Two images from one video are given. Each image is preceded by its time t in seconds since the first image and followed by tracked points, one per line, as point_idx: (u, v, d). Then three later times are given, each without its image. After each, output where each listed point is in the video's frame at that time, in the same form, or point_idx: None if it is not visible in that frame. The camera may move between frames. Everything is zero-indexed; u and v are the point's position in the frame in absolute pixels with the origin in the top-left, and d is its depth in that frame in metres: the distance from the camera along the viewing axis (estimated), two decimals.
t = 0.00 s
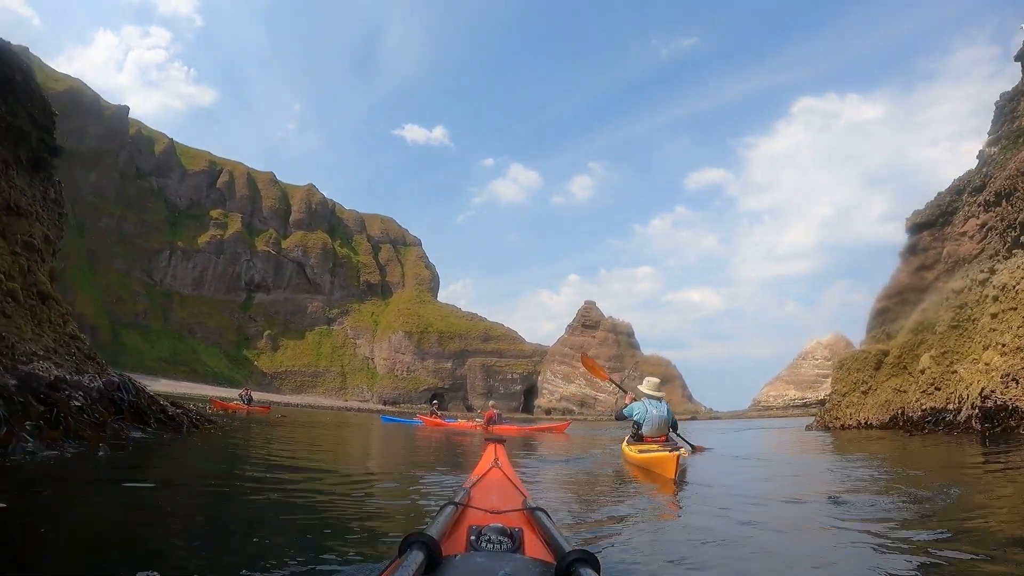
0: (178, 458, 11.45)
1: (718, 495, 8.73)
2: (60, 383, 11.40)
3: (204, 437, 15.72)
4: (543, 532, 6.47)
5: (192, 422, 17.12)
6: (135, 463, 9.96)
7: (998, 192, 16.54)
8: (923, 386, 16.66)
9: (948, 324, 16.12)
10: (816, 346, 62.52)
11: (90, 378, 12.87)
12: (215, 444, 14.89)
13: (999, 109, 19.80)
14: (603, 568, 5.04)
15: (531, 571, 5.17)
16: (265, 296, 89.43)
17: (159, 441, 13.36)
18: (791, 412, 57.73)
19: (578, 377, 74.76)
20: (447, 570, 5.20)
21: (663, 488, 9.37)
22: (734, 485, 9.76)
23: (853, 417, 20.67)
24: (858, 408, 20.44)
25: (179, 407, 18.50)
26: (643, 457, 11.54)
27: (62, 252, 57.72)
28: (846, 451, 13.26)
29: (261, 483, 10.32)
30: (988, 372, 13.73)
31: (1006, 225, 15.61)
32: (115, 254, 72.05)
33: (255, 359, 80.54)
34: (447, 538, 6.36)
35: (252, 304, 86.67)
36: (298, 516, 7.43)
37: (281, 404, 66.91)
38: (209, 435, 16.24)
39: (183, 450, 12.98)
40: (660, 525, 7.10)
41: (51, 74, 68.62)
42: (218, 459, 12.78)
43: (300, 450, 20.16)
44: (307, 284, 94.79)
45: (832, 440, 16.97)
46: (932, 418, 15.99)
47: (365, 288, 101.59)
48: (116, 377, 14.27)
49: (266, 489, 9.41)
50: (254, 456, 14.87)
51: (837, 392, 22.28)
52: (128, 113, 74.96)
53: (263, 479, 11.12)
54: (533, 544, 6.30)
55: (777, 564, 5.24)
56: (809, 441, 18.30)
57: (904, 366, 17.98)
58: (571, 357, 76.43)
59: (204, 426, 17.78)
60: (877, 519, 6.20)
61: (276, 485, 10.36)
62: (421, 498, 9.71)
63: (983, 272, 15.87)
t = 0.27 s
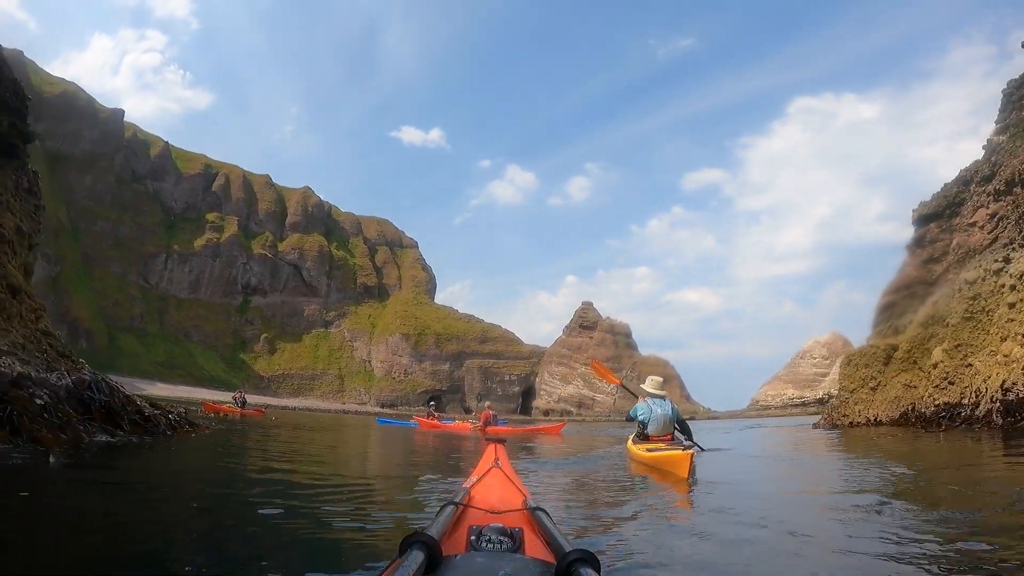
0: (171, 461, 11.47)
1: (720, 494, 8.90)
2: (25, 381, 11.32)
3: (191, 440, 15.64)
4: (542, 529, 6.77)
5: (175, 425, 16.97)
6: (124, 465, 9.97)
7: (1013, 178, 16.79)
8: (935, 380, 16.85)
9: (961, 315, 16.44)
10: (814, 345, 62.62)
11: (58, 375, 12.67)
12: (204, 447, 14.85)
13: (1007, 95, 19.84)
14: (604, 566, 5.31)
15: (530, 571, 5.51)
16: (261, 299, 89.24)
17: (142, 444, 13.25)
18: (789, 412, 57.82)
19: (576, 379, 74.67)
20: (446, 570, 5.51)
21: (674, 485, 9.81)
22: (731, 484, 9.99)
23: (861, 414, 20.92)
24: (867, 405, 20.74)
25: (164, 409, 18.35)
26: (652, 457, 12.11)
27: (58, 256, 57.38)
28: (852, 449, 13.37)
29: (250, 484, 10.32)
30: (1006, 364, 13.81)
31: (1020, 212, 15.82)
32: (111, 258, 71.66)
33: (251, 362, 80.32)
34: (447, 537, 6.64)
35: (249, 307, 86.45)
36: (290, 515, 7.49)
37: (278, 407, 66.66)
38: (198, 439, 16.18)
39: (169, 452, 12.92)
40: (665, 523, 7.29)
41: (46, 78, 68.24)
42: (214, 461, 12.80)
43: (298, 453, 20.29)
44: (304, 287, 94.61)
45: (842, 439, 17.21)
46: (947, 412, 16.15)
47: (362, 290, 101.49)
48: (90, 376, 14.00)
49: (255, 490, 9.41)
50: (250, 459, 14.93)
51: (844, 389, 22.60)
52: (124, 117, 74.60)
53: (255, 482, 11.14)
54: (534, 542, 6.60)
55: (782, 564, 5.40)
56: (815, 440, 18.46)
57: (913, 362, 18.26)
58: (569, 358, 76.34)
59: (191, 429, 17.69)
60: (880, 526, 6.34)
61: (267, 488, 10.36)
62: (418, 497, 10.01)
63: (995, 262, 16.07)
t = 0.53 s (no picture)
0: (167, 473, 11.53)
1: (720, 490, 9.17)
2: None
3: (179, 451, 15.58)
4: (538, 530, 7.24)
5: (154, 434, 16.84)
6: (118, 480, 9.98)
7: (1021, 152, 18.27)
8: (947, 365, 17.56)
9: (972, 296, 17.32)
10: (809, 337, 63.12)
11: (21, 384, 12.52)
12: (197, 458, 14.90)
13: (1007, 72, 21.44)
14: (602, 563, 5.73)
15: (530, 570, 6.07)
16: (256, 307, 89.02)
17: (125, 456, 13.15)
18: (785, 403, 58.25)
19: (572, 378, 74.88)
20: (445, 569, 6.08)
21: (689, 480, 10.47)
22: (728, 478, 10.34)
23: (870, 401, 21.39)
24: (875, 392, 21.20)
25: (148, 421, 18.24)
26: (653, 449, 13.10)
27: (51, 269, 56.90)
28: (865, 438, 13.87)
29: (246, 493, 10.39)
30: None
31: None
32: (103, 270, 70.92)
33: (248, 370, 80.03)
34: (448, 536, 7.18)
35: (243, 315, 86.25)
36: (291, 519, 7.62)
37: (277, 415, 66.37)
38: (189, 450, 16.19)
39: (160, 463, 12.92)
40: (669, 521, 7.55)
41: (34, 90, 67.72)
42: (214, 472, 13.01)
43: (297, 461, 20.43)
44: (298, 293, 94.45)
45: (860, 428, 17.58)
46: (961, 397, 16.90)
47: (357, 295, 101.42)
48: (58, 382, 13.67)
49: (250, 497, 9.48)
50: (249, 472, 15.12)
51: (851, 377, 23.09)
52: (113, 128, 74.14)
53: (253, 490, 11.25)
54: (532, 542, 7.08)
55: (785, 557, 5.66)
56: (826, 429, 19.00)
57: (924, 347, 18.90)
58: (566, 357, 76.59)
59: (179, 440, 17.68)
60: (878, 515, 6.61)
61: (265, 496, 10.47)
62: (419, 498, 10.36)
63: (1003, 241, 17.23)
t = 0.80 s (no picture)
0: (168, 505, 11.57)
1: (730, 475, 9.54)
2: None
3: (164, 474, 15.39)
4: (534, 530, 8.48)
5: (128, 453, 16.28)
6: (113, 521, 9.78)
7: (1011, 117, 19.77)
8: (956, 333, 18.05)
9: (979, 262, 17.92)
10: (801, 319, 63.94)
11: None
12: (190, 483, 15.05)
13: (996, 34, 22.85)
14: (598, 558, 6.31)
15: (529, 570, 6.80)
16: (248, 322, 88.74)
17: (109, 483, 12.75)
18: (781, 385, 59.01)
19: (569, 373, 75.33)
20: (443, 568, 6.96)
21: (702, 464, 11.34)
22: (731, 463, 10.79)
23: (877, 376, 21.83)
24: (883, 367, 21.59)
25: (123, 437, 17.57)
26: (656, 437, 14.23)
27: (41, 296, 56.37)
28: (878, 414, 14.31)
29: (245, 523, 10.49)
30: None
31: (1002, 161, 19.88)
32: (93, 293, 70.17)
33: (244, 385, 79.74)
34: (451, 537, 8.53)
35: (236, 331, 85.98)
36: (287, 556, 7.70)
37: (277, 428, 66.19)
38: (178, 473, 16.22)
39: (152, 492, 12.83)
40: (684, 510, 7.89)
41: (12, 116, 67.03)
42: (219, 498, 13.36)
43: (302, 473, 20.67)
44: (290, 305, 94.26)
45: (878, 403, 17.90)
46: (974, 364, 17.42)
47: (348, 304, 101.35)
48: (24, 404, 12.68)
49: (249, 533, 9.52)
50: (250, 491, 15.43)
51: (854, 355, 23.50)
52: (94, 150, 73.51)
53: (255, 516, 11.40)
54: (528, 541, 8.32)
55: (802, 539, 6.00)
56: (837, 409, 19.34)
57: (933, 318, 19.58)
58: (561, 352, 77.05)
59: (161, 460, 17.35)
60: (894, 499, 6.69)
61: (265, 524, 10.58)
62: (421, 514, 10.84)
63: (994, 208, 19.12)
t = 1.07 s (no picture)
0: (163, 522, 11.60)
1: (741, 472, 9.83)
2: None
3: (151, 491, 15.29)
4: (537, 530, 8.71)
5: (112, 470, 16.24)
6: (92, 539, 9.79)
7: (1013, 91, 20.20)
8: (969, 312, 18.13)
9: (991, 237, 17.88)
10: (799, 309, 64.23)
11: None
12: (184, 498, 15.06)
13: (992, 6, 23.06)
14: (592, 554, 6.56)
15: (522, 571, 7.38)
16: (246, 332, 88.60)
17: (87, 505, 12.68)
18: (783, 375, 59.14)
19: (569, 371, 75.41)
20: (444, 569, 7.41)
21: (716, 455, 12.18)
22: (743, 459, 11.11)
23: (888, 359, 22.44)
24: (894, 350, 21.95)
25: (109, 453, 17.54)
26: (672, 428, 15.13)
27: (38, 314, 56.21)
28: (889, 399, 14.63)
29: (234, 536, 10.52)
30: None
31: (1001, 137, 20.65)
32: (89, 309, 69.89)
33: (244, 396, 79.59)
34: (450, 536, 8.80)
35: (234, 341, 85.82)
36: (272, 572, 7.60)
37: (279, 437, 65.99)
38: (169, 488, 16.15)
39: (143, 509, 12.81)
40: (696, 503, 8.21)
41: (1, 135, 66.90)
42: (221, 511, 13.49)
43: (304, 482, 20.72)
44: (287, 314, 94.18)
45: (894, 386, 18.24)
46: (992, 342, 17.60)
47: (346, 310, 101.41)
48: None
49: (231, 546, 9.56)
50: (246, 502, 15.44)
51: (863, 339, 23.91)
52: (85, 166, 73.39)
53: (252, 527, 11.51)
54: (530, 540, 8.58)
55: (811, 520, 6.28)
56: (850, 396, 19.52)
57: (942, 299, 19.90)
58: (560, 351, 77.09)
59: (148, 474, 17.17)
60: (903, 487, 6.80)
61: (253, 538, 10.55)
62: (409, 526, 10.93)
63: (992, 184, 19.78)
